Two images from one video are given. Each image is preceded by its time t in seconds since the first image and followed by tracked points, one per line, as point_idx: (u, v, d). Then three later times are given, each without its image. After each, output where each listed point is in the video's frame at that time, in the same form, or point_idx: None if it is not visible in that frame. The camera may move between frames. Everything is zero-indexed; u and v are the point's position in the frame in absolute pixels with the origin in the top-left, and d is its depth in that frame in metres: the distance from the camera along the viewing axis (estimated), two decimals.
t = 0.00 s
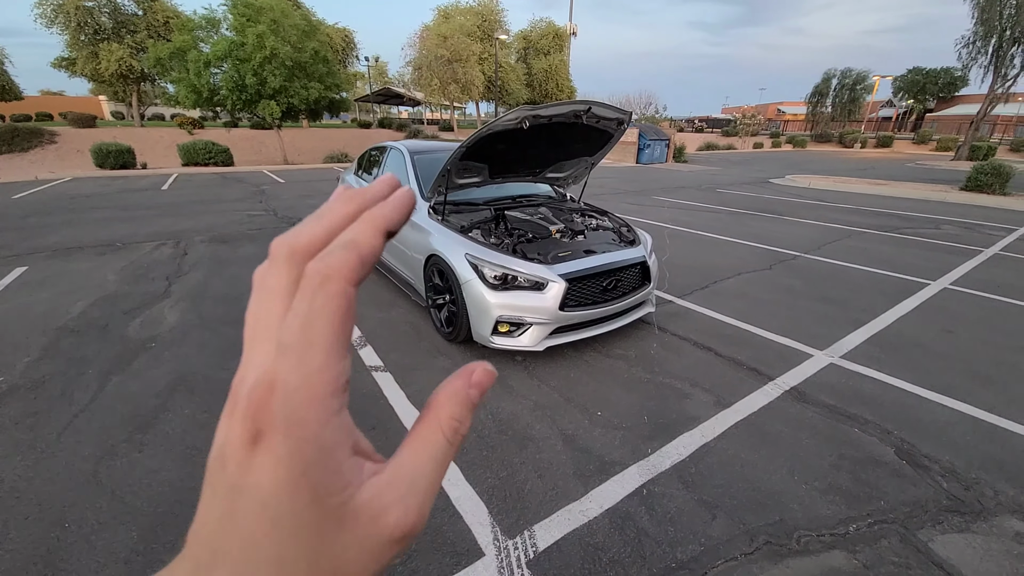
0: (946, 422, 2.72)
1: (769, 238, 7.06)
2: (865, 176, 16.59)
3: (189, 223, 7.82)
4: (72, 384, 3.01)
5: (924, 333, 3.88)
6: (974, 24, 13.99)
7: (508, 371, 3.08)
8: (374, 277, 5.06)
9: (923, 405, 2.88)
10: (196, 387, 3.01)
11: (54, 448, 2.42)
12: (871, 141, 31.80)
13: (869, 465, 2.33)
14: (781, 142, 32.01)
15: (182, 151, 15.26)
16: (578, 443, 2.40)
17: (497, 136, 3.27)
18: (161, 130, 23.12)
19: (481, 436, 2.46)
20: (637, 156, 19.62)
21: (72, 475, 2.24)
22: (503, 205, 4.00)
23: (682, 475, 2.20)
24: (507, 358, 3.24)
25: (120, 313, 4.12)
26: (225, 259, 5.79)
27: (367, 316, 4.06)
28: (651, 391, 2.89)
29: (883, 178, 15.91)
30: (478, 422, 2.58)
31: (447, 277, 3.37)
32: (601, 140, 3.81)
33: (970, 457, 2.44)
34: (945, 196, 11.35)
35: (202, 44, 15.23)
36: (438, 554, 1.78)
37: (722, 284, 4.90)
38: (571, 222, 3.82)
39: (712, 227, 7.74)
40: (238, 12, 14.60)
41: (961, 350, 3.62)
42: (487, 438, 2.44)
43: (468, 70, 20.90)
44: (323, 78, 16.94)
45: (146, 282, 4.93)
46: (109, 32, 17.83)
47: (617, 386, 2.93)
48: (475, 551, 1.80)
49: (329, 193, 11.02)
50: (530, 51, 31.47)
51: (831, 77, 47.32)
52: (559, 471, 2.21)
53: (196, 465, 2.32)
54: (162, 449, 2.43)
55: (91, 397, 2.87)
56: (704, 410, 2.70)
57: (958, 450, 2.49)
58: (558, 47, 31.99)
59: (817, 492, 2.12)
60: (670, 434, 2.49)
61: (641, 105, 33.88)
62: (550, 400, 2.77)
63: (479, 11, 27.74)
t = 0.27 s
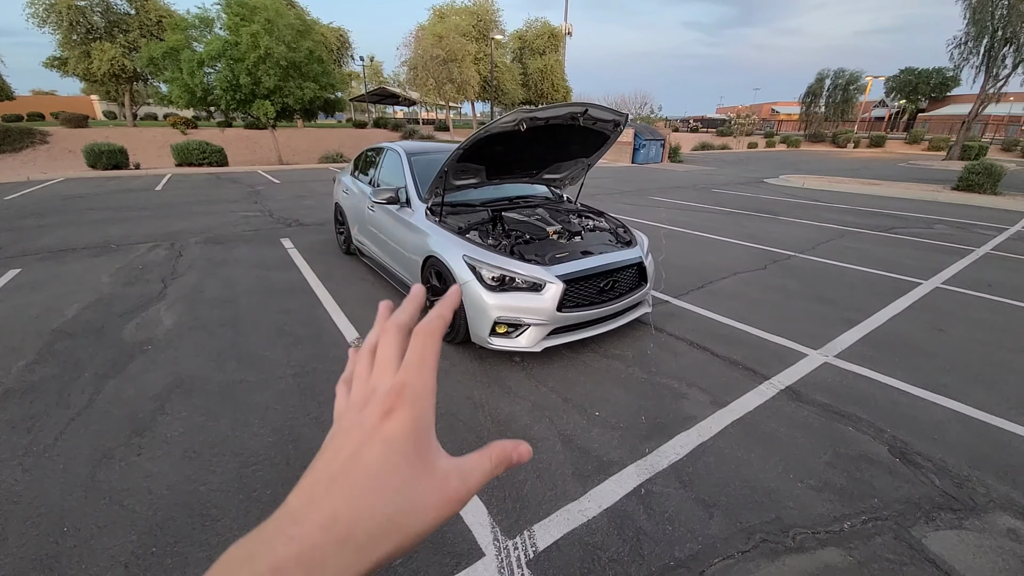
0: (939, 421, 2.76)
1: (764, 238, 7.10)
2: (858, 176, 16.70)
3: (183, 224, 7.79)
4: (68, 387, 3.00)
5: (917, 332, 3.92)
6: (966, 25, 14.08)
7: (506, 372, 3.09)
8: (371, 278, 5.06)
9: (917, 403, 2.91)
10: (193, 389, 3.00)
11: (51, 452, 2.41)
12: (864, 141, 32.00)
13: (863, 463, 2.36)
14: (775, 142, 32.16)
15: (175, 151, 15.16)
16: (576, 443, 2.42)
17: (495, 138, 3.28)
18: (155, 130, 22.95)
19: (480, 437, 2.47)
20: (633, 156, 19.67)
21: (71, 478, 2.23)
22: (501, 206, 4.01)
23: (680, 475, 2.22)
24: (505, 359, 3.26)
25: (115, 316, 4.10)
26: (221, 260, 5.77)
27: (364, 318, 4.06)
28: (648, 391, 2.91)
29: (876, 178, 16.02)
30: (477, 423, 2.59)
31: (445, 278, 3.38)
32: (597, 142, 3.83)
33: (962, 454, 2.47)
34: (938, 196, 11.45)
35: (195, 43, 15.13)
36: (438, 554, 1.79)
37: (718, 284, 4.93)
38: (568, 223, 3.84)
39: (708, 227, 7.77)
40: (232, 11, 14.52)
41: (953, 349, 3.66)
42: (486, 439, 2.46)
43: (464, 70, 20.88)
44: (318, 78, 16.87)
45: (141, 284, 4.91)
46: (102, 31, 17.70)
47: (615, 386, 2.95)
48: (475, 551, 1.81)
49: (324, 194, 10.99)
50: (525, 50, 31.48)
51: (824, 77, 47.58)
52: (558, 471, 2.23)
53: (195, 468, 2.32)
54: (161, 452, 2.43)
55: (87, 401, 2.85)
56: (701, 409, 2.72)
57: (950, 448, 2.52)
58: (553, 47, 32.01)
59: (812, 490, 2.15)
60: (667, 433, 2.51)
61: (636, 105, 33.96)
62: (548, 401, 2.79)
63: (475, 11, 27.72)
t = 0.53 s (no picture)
0: (940, 419, 2.76)
1: (761, 237, 7.11)
2: (853, 175, 16.79)
3: (178, 224, 7.71)
4: (62, 390, 2.95)
5: (916, 331, 3.93)
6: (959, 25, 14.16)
7: (506, 373, 3.07)
8: (369, 278, 5.02)
9: (917, 402, 2.92)
10: (190, 391, 2.96)
11: (45, 456, 2.37)
12: (858, 141, 32.16)
13: (866, 462, 2.36)
14: (770, 142, 32.28)
15: (168, 151, 15.02)
16: (579, 444, 2.41)
17: (494, 137, 3.26)
18: (148, 129, 22.76)
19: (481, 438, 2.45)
20: (629, 156, 19.69)
21: (65, 483, 2.19)
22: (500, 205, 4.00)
23: (683, 475, 2.21)
24: (506, 359, 3.24)
25: (109, 318, 4.04)
26: (216, 261, 5.72)
27: (362, 318, 4.02)
28: (650, 391, 2.89)
29: (871, 177, 16.11)
30: (478, 424, 2.57)
31: (444, 278, 3.36)
32: (596, 141, 3.82)
33: (963, 453, 2.48)
34: (932, 195, 11.51)
35: (189, 42, 15.01)
36: (441, 558, 1.77)
37: (717, 284, 4.93)
38: (567, 222, 3.83)
39: (705, 226, 7.77)
40: (226, 10, 14.41)
41: (951, 347, 3.67)
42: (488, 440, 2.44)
43: (460, 70, 20.81)
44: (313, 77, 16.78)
45: (136, 285, 4.85)
46: (94, 30, 17.53)
47: (616, 386, 2.94)
48: (478, 554, 1.79)
49: (320, 194, 10.92)
50: (521, 50, 31.44)
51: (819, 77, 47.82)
52: (560, 473, 2.21)
53: (193, 471, 2.29)
54: (158, 455, 2.39)
55: (81, 404, 2.81)
56: (703, 409, 2.71)
57: (952, 447, 2.52)
58: (549, 47, 31.96)
59: (815, 490, 2.15)
60: (670, 434, 2.50)
61: (632, 105, 33.99)
62: (550, 401, 2.77)
63: (470, 10, 27.67)
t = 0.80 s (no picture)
0: (953, 424, 2.73)
1: (763, 238, 7.10)
2: (851, 176, 16.84)
3: (175, 225, 7.62)
4: (60, 397, 2.89)
5: (923, 333, 3.91)
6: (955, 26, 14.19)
7: (513, 377, 3.03)
8: (370, 280, 4.97)
9: (928, 406, 2.89)
10: (191, 398, 2.90)
11: (43, 466, 2.31)
12: (854, 141, 32.29)
13: (881, 469, 2.33)
14: (767, 142, 32.38)
15: (164, 151, 14.90)
16: (590, 451, 2.37)
17: (501, 138, 3.22)
18: (143, 129, 22.60)
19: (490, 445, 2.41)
20: (627, 156, 19.70)
21: (63, 495, 2.13)
22: (504, 207, 3.95)
23: (697, 483, 2.17)
24: (512, 364, 3.19)
25: (106, 322, 3.97)
26: (215, 263, 5.65)
27: (365, 321, 3.97)
28: (660, 396, 2.86)
29: (869, 178, 16.15)
30: (487, 431, 2.52)
31: (450, 281, 3.31)
32: (602, 142, 3.78)
33: (977, 458, 2.45)
34: (930, 196, 11.55)
35: (185, 41, 14.91)
36: (454, 571, 1.73)
37: (721, 285, 4.90)
38: (573, 224, 3.79)
39: (706, 227, 7.75)
40: (222, 9, 14.31)
41: (959, 350, 3.65)
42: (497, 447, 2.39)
43: (458, 70, 20.76)
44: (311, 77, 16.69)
45: (133, 288, 4.78)
46: (89, 29, 17.39)
47: (624, 391, 2.90)
48: (491, 567, 1.75)
49: (318, 195, 10.85)
50: (518, 51, 31.44)
51: (815, 78, 47.92)
52: (572, 481, 2.16)
53: (195, 482, 2.23)
54: (159, 465, 2.34)
55: (79, 412, 2.75)
56: (713, 414, 2.68)
57: (966, 452, 2.49)
58: (546, 46, 31.94)
59: (832, 498, 2.11)
60: (682, 440, 2.46)
61: (630, 105, 34.08)
62: (558, 407, 2.73)
63: (468, 10, 27.60)
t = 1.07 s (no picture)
0: (975, 432, 2.68)
1: (767, 241, 7.07)
2: (849, 178, 16.86)
3: (173, 229, 7.52)
4: (60, 408, 2.81)
5: (936, 338, 3.87)
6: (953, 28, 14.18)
7: (526, 386, 2.96)
8: (374, 285, 4.90)
9: (948, 414, 2.84)
10: (195, 409, 2.82)
11: (44, 482, 2.23)
12: (851, 143, 32.41)
13: (906, 480, 2.28)
14: (764, 144, 32.47)
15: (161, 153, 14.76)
16: (609, 463, 2.31)
17: (511, 141, 3.16)
18: (140, 131, 22.45)
19: (506, 458, 2.34)
20: (626, 158, 19.69)
21: (65, 514, 2.06)
22: (512, 211, 3.89)
23: (721, 497, 2.11)
24: (523, 372, 3.13)
25: (106, 329, 3.88)
26: (216, 267, 5.56)
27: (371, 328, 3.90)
28: (676, 405, 2.80)
29: (867, 180, 16.18)
30: (502, 442, 2.46)
31: (458, 287, 3.25)
32: (612, 145, 3.73)
33: (1001, 467, 2.40)
34: (931, 198, 11.56)
35: (182, 43, 14.81)
36: None
37: (730, 289, 4.85)
38: (583, 229, 3.73)
39: (710, 230, 7.71)
40: (220, 10, 14.21)
41: (974, 355, 3.61)
42: (513, 460, 2.33)
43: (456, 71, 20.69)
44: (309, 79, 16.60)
45: (133, 294, 4.69)
46: (85, 31, 17.26)
47: (639, 400, 2.84)
48: None
49: (318, 197, 10.76)
50: (516, 52, 31.42)
51: (811, 80, 48.10)
52: (593, 496, 2.10)
53: (203, 499, 2.16)
54: (164, 481, 2.26)
55: (80, 424, 2.66)
56: (732, 424, 2.62)
57: (991, 461, 2.45)
58: (544, 48, 31.91)
59: (859, 512, 2.06)
60: (702, 452, 2.40)
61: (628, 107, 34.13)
62: (573, 417, 2.67)
63: (466, 12, 27.55)
